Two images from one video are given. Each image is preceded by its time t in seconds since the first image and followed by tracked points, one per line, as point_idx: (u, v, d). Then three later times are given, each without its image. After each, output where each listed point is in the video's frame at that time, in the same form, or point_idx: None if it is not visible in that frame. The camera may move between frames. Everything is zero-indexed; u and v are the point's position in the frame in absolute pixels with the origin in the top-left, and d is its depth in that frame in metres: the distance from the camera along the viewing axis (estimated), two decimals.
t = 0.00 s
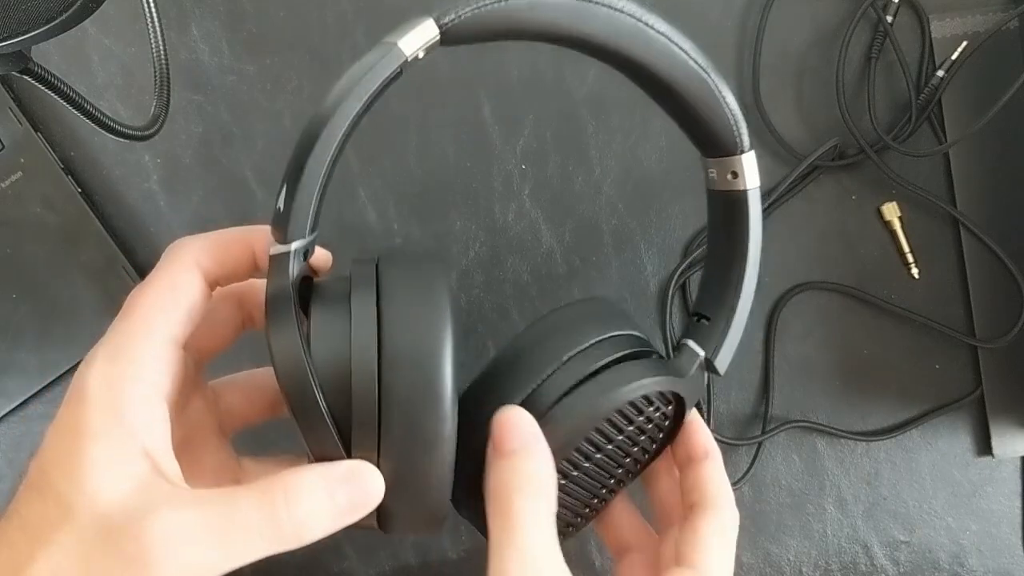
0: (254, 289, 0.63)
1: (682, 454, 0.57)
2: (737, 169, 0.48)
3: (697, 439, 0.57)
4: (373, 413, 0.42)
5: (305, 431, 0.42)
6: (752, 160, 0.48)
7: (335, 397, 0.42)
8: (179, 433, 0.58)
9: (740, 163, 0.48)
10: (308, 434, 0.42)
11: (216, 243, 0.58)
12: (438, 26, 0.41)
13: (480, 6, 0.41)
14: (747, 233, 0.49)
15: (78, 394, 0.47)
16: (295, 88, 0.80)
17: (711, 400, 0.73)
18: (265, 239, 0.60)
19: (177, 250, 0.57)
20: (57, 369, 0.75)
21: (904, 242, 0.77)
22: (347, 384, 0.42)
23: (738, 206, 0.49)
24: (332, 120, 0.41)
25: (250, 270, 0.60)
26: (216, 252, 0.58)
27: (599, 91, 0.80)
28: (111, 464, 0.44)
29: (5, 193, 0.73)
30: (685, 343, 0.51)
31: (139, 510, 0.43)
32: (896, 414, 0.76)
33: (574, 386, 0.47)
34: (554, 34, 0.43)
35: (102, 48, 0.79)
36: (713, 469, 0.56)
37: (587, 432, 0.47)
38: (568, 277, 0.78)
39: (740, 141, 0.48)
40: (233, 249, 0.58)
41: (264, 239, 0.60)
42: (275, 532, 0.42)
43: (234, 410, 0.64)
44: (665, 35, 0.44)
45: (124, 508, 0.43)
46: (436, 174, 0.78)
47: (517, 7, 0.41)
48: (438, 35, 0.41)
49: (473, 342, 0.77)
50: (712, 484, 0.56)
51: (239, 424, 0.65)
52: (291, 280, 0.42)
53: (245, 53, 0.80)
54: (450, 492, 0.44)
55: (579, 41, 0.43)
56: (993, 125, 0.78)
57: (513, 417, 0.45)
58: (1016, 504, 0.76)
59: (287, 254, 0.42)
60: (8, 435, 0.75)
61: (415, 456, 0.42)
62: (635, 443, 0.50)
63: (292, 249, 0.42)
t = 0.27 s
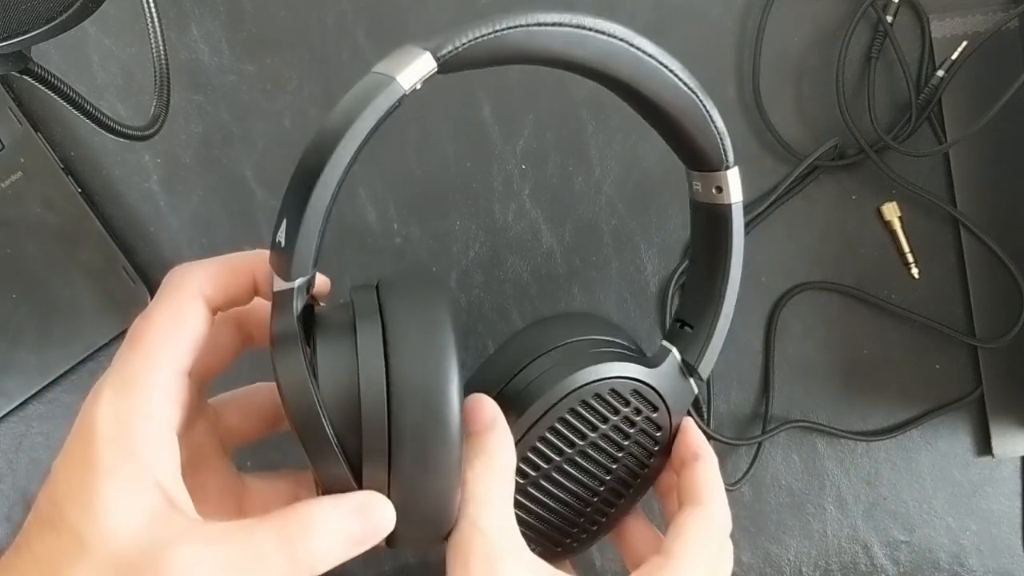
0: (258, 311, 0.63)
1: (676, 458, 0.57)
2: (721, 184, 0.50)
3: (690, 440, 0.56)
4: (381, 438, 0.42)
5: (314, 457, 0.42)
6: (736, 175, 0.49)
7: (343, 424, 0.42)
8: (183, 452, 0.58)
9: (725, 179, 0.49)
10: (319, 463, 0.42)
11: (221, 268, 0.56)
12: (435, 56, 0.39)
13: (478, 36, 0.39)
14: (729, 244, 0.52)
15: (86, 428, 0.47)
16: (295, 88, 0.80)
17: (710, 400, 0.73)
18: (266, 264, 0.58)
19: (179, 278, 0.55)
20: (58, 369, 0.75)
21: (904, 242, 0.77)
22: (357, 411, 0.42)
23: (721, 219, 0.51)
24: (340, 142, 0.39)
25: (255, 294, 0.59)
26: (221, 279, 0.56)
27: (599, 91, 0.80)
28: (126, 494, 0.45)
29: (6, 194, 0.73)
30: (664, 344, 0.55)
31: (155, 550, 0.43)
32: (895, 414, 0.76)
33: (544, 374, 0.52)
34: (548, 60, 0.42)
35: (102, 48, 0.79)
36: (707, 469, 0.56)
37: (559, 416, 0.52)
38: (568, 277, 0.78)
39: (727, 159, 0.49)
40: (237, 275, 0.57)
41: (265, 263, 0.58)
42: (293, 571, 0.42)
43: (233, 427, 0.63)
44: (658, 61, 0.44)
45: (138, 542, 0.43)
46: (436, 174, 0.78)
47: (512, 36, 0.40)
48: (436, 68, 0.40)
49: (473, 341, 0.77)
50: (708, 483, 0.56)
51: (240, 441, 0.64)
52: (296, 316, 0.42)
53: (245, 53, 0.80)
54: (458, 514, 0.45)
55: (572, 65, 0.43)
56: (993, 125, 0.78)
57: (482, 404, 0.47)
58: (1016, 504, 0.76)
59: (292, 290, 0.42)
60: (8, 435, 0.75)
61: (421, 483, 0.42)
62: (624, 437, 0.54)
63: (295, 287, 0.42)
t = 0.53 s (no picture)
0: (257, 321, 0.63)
1: (679, 457, 0.56)
2: (716, 189, 0.49)
3: (691, 436, 0.55)
4: (383, 451, 0.42)
5: (316, 473, 0.42)
6: (731, 179, 0.49)
7: (344, 435, 0.42)
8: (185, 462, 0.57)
9: (719, 183, 0.49)
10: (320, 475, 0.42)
11: (222, 279, 0.56)
12: (432, 72, 0.39)
13: (472, 47, 0.39)
14: (724, 249, 0.52)
15: (86, 439, 0.48)
16: (295, 88, 0.80)
17: (710, 400, 0.73)
18: (265, 276, 0.57)
19: (180, 291, 0.56)
20: (58, 369, 0.75)
21: (904, 242, 0.77)
22: (358, 426, 0.42)
23: (717, 222, 0.51)
24: (341, 150, 0.39)
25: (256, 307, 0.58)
26: (222, 291, 0.56)
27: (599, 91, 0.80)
28: (129, 507, 0.45)
29: (4, 192, 0.73)
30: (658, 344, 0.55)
31: (156, 563, 0.42)
32: (896, 414, 0.76)
33: (533, 370, 0.54)
34: (540, 69, 0.42)
35: (102, 48, 0.79)
36: (708, 463, 0.54)
37: (547, 410, 0.53)
38: (568, 277, 0.78)
39: (721, 163, 0.48)
40: (237, 288, 0.57)
41: (265, 274, 0.58)
42: None
43: (234, 439, 0.63)
44: (651, 69, 0.43)
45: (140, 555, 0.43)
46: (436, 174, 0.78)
47: (505, 47, 0.40)
48: (430, 81, 0.40)
49: (473, 342, 0.77)
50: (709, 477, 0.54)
51: (241, 451, 0.64)
52: (295, 333, 0.41)
53: (245, 52, 0.80)
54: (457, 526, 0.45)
55: (564, 74, 0.42)
56: (993, 125, 0.78)
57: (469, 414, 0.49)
58: (1016, 504, 0.76)
59: (290, 303, 0.41)
60: (8, 435, 0.75)
61: (422, 493, 0.42)
62: (617, 434, 0.54)
63: (293, 300, 0.41)
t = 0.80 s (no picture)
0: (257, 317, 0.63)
1: (676, 449, 0.57)
2: (711, 180, 0.50)
3: (690, 430, 0.56)
4: (384, 444, 0.42)
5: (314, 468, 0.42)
6: (726, 170, 0.50)
7: (343, 429, 0.42)
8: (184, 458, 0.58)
9: (714, 173, 0.50)
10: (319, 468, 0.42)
11: (221, 274, 0.56)
12: (426, 61, 0.40)
13: (469, 38, 0.40)
14: (721, 240, 0.52)
15: (85, 434, 0.48)
16: (295, 88, 0.80)
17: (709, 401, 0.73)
18: (263, 269, 0.57)
19: (178, 286, 0.55)
20: (58, 369, 0.75)
21: (904, 242, 0.77)
22: (358, 420, 0.42)
23: (712, 213, 0.51)
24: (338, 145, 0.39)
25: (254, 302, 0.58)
26: (220, 286, 0.56)
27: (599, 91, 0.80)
28: (128, 501, 0.45)
29: (6, 193, 0.73)
30: (656, 336, 0.56)
31: (155, 555, 0.43)
32: (896, 414, 0.76)
33: (532, 363, 0.54)
34: (537, 61, 0.43)
35: (102, 48, 0.79)
36: (706, 457, 0.55)
37: (546, 402, 0.53)
38: (568, 277, 0.78)
39: (716, 153, 0.49)
40: (236, 283, 0.56)
41: (262, 268, 0.57)
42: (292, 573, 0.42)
43: (234, 435, 0.63)
44: (647, 60, 0.44)
45: (140, 548, 0.44)
46: (436, 174, 0.78)
47: (501, 38, 0.41)
48: (426, 71, 0.40)
49: (473, 342, 0.77)
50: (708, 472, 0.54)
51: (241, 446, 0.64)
52: (294, 323, 0.42)
53: (245, 53, 0.80)
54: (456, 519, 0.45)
55: (560, 65, 0.43)
56: (993, 125, 0.78)
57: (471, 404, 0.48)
58: (1016, 504, 0.76)
59: (288, 294, 0.42)
60: (8, 435, 0.75)
61: (422, 486, 0.42)
62: (616, 426, 0.55)
63: (292, 292, 0.42)
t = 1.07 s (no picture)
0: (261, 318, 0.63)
1: (675, 450, 0.57)
2: (713, 181, 0.50)
3: (689, 429, 0.56)
4: (389, 443, 0.42)
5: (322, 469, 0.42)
6: (728, 171, 0.50)
7: (348, 429, 0.42)
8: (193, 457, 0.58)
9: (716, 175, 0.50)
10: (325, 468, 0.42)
11: (229, 275, 0.56)
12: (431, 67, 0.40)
13: (474, 43, 0.40)
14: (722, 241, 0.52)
15: (97, 435, 0.48)
16: (295, 88, 0.80)
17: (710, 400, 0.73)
18: (271, 272, 0.58)
19: (187, 287, 0.55)
20: (58, 369, 0.75)
21: (904, 242, 0.77)
22: (363, 420, 0.42)
23: (714, 214, 0.51)
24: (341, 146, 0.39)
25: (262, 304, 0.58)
26: (227, 286, 0.56)
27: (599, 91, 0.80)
28: (138, 499, 0.45)
29: (5, 193, 0.73)
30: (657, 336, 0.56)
31: (165, 552, 0.43)
32: (896, 414, 0.76)
33: (535, 361, 0.54)
34: (541, 64, 0.43)
35: (102, 48, 0.79)
36: (706, 457, 0.55)
37: (549, 400, 0.53)
38: (568, 277, 0.78)
39: (718, 154, 0.49)
40: (244, 284, 0.57)
41: (271, 270, 0.58)
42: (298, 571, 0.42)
43: (241, 435, 0.63)
44: (649, 63, 0.44)
45: (149, 546, 0.44)
46: (436, 174, 0.78)
47: (507, 42, 0.41)
48: (431, 76, 0.40)
49: (473, 342, 0.77)
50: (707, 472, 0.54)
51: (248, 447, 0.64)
52: (301, 325, 0.42)
53: (245, 53, 0.80)
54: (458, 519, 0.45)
55: (563, 68, 0.43)
56: (993, 125, 0.78)
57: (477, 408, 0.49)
58: (1015, 504, 0.76)
59: (296, 297, 0.42)
60: (7, 436, 0.75)
61: (426, 485, 0.42)
62: (617, 425, 0.55)
63: (299, 293, 0.42)
